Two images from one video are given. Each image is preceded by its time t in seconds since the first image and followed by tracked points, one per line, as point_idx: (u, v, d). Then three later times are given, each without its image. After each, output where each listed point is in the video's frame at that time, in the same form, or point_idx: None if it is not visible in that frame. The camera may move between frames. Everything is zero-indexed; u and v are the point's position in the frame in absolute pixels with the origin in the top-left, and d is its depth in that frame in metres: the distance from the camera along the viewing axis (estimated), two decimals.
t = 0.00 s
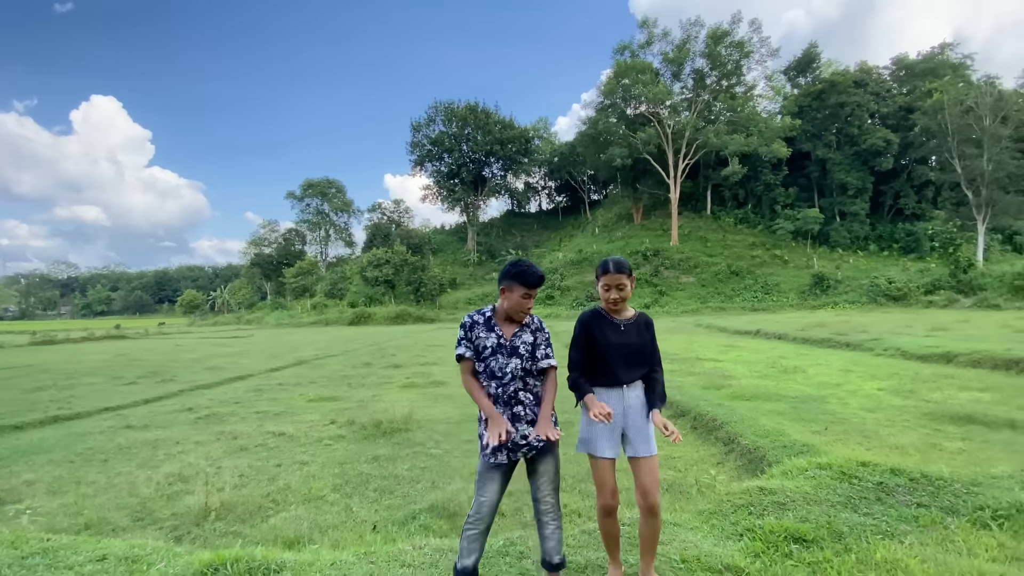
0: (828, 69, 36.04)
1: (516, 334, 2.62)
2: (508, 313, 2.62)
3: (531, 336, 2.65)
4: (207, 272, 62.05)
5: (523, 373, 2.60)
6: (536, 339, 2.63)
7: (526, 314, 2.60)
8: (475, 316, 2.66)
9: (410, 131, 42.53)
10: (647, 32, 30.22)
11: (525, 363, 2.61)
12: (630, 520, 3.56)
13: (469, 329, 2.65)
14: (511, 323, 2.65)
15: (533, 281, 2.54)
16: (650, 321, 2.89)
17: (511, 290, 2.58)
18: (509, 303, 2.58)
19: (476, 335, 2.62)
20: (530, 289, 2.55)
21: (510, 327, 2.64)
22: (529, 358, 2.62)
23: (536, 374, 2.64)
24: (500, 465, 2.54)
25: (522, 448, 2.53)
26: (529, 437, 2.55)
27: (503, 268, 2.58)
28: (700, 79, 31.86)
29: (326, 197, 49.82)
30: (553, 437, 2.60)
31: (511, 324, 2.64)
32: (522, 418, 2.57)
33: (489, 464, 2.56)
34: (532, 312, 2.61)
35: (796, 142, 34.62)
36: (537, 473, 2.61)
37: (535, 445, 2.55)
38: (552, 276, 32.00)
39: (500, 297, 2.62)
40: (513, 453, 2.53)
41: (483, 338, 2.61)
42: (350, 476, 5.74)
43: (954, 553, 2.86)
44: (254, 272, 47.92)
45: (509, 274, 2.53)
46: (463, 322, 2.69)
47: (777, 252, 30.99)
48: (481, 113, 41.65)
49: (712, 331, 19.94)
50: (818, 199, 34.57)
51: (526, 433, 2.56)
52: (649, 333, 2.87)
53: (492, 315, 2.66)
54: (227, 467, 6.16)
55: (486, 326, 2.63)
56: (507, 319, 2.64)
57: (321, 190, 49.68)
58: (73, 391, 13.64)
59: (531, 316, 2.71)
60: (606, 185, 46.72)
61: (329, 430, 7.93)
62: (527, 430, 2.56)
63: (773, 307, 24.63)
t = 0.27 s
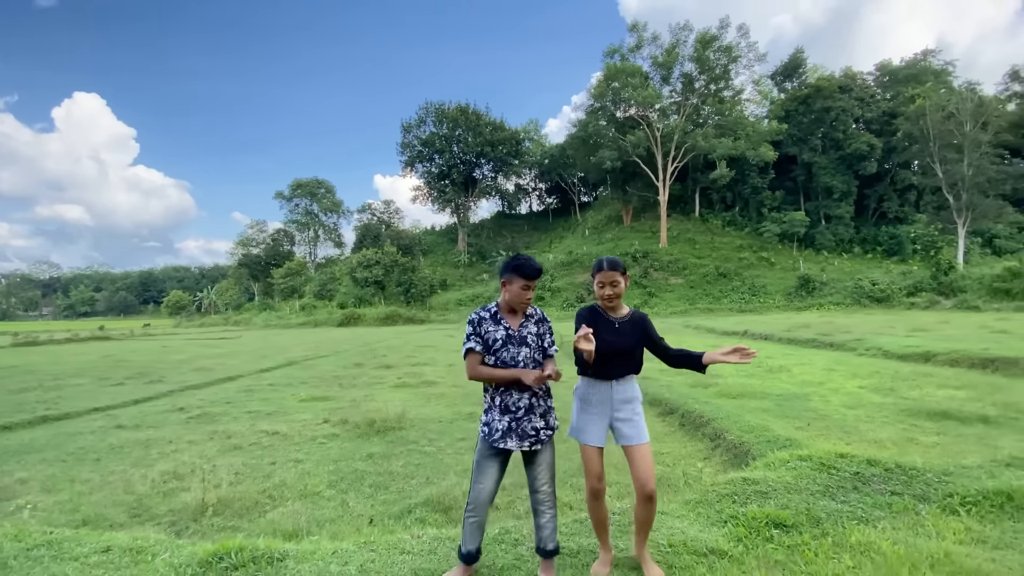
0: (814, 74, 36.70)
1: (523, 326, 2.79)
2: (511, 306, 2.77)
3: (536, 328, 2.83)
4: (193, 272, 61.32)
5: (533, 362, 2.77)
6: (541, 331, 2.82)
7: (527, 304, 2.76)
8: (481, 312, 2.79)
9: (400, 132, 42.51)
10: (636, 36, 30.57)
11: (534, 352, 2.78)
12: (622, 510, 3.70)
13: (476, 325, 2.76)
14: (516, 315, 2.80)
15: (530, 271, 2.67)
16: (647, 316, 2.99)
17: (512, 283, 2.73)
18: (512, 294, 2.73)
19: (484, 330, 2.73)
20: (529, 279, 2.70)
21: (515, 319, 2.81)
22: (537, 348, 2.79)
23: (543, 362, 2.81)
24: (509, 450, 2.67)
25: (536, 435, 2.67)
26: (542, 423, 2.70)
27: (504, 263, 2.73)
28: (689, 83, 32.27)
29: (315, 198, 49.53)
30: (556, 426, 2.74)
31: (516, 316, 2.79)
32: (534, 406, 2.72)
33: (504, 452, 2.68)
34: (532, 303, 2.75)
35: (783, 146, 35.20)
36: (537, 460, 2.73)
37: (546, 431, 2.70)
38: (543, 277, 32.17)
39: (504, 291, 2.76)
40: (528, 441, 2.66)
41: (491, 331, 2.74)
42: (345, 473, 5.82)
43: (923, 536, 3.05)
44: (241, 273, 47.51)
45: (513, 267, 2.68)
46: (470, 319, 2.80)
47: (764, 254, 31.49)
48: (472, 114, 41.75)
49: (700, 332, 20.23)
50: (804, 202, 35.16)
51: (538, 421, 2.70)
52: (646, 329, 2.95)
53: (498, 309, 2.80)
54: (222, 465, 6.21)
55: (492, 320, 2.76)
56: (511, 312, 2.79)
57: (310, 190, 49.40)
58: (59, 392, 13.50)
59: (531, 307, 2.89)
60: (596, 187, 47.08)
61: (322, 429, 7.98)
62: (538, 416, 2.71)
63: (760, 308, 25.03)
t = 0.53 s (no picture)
0: (801, 79, 37.35)
1: (514, 330, 2.94)
2: (502, 310, 2.92)
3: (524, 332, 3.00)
4: (181, 273, 60.70)
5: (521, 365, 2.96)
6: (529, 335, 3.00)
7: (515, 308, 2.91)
8: (474, 320, 2.91)
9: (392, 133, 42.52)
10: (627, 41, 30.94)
11: (522, 356, 2.96)
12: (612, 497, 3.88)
13: (469, 331, 2.88)
14: (506, 319, 2.95)
15: (513, 272, 2.82)
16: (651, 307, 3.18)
17: (499, 285, 2.87)
18: (504, 300, 2.86)
19: (477, 336, 2.86)
20: (517, 282, 2.87)
21: (505, 323, 2.95)
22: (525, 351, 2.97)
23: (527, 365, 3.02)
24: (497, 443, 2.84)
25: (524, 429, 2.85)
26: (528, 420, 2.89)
27: (496, 268, 2.85)
28: (679, 87, 32.66)
29: (305, 198, 49.30)
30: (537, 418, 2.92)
31: (507, 321, 2.93)
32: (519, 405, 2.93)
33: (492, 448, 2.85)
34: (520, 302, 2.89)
35: (771, 150, 35.80)
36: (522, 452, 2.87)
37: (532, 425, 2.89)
38: (534, 278, 32.36)
39: (498, 296, 2.89)
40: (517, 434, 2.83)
41: (483, 337, 2.87)
42: (343, 468, 5.96)
43: (893, 516, 3.27)
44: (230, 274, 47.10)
45: (507, 273, 2.83)
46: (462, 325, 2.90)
47: (752, 256, 32.00)
48: (464, 116, 41.88)
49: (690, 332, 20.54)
50: (791, 205, 35.75)
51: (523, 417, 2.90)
52: (650, 321, 3.16)
53: (489, 314, 2.93)
54: (220, 461, 6.31)
55: (485, 326, 2.88)
56: (502, 317, 2.93)
57: (301, 191, 49.16)
58: (48, 393, 13.41)
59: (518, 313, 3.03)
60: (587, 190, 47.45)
61: (318, 427, 8.10)
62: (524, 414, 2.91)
63: (748, 310, 25.44)
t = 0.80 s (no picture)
0: (792, 85, 37.83)
1: (510, 326, 3.05)
2: (500, 307, 3.05)
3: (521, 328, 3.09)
4: (172, 275, 60.24)
5: (518, 360, 3.04)
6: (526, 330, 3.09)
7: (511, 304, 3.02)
8: (471, 315, 3.05)
9: (386, 136, 42.56)
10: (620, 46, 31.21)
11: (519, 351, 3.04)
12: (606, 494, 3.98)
13: (465, 326, 3.03)
14: (504, 316, 3.07)
15: (514, 270, 2.99)
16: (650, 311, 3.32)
17: (497, 283, 3.01)
18: (502, 296, 3.00)
19: (473, 331, 3.01)
20: (515, 279, 3.00)
21: (502, 320, 3.07)
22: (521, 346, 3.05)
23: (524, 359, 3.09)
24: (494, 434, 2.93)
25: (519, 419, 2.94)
26: (524, 412, 2.97)
27: (497, 266, 3.00)
28: (671, 91, 32.98)
29: (298, 200, 49.19)
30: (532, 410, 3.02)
31: (503, 317, 3.05)
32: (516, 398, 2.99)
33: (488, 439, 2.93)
34: (517, 301, 3.02)
35: (762, 155, 36.19)
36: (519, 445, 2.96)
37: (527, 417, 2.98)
38: (528, 281, 32.50)
39: (496, 294, 3.02)
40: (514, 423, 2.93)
41: (480, 332, 3.01)
42: (340, 468, 6.04)
43: (875, 511, 3.41)
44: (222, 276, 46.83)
45: (505, 272, 2.97)
46: (459, 321, 3.04)
47: (743, 259, 32.36)
48: (458, 119, 42.01)
49: (682, 335, 20.75)
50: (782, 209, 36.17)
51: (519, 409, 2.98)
52: (649, 323, 3.29)
53: (486, 310, 3.07)
54: (218, 463, 6.37)
55: (482, 322, 3.02)
56: (500, 314, 3.06)
57: (294, 192, 49.06)
58: (40, 395, 13.35)
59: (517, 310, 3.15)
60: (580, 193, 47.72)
61: (314, 429, 8.16)
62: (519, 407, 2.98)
63: (739, 313, 25.74)
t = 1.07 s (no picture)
0: (786, 89, 38.06)
1: (515, 342, 3.05)
2: (506, 323, 3.04)
3: (526, 343, 3.10)
4: (166, 277, 59.88)
5: (522, 375, 3.05)
6: (531, 345, 3.10)
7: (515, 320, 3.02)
8: (476, 331, 3.04)
9: (383, 138, 42.54)
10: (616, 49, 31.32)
11: (524, 366, 3.05)
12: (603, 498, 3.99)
13: (469, 341, 3.02)
14: (509, 332, 3.07)
15: (520, 289, 2.99)
16: (649, 326, 3.35)
17: (502, 299, 3.00)
18: (507, 314, 3.00)
19: (478, 348, 3.00)
20: (519, 296, 3.00)
21: (507, 336, 3.06)
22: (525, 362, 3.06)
23: (527, 372, 3.10)
24: (497, 449, 2.95)
25: (523, 432, 2.97)
26: (528, 424, 3.01)
27: (504, 283, 2.98)
28: (667, 95, 33.11)
29: (294, 202, 49.08)
30: (536, 421, 3.04)
31: (508, 332, 3.05)
32: (521, 410, 3.02)
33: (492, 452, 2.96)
34: (522, 317, 3.03)
35: (757, 158, 36.39)
36: (520, 457, 2.99)
37: (531, 429, 3.02)
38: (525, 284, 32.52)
39: (502, 310, 3.01)
40: (520, 435, 2.95)
41: (485, 349, 3.00)
42: (336, 472, 6.04)
43: (869, 515, 3.44)
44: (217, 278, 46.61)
45: (510, 289, 2.96)
46: (463, 336, 3.03)
47: (739, 262, 32.51)
48: (455, 122, 42.02)
49: (678, 338, 20.81)
50: (777, 212, 36.35)
51: (523, 421, 3.00)
52: (648, 338, 3.33)
53: (491, 327, 3.05)
54: (213, 467, 6.35)
55: (487, 338, 3.01)
56: (505, 329, 3.06)
57: (290, 195, 48.96)
58: (33, 399, 13.25)
59: (523, 325, 3.15)
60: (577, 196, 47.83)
61: (310, 433, 8.14)
62: (525, 419, 3.01)
63: (735, 315, 25.85)
